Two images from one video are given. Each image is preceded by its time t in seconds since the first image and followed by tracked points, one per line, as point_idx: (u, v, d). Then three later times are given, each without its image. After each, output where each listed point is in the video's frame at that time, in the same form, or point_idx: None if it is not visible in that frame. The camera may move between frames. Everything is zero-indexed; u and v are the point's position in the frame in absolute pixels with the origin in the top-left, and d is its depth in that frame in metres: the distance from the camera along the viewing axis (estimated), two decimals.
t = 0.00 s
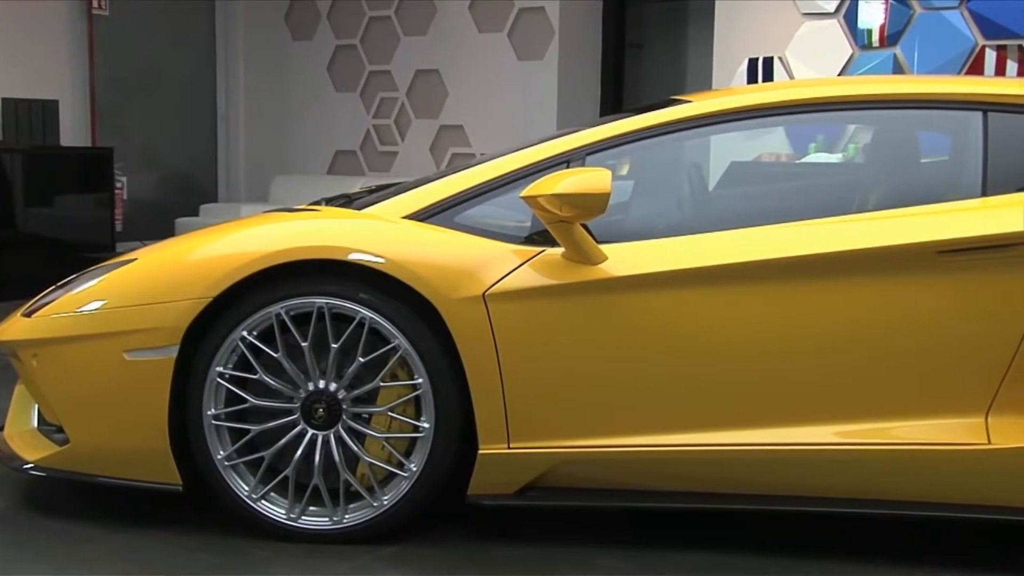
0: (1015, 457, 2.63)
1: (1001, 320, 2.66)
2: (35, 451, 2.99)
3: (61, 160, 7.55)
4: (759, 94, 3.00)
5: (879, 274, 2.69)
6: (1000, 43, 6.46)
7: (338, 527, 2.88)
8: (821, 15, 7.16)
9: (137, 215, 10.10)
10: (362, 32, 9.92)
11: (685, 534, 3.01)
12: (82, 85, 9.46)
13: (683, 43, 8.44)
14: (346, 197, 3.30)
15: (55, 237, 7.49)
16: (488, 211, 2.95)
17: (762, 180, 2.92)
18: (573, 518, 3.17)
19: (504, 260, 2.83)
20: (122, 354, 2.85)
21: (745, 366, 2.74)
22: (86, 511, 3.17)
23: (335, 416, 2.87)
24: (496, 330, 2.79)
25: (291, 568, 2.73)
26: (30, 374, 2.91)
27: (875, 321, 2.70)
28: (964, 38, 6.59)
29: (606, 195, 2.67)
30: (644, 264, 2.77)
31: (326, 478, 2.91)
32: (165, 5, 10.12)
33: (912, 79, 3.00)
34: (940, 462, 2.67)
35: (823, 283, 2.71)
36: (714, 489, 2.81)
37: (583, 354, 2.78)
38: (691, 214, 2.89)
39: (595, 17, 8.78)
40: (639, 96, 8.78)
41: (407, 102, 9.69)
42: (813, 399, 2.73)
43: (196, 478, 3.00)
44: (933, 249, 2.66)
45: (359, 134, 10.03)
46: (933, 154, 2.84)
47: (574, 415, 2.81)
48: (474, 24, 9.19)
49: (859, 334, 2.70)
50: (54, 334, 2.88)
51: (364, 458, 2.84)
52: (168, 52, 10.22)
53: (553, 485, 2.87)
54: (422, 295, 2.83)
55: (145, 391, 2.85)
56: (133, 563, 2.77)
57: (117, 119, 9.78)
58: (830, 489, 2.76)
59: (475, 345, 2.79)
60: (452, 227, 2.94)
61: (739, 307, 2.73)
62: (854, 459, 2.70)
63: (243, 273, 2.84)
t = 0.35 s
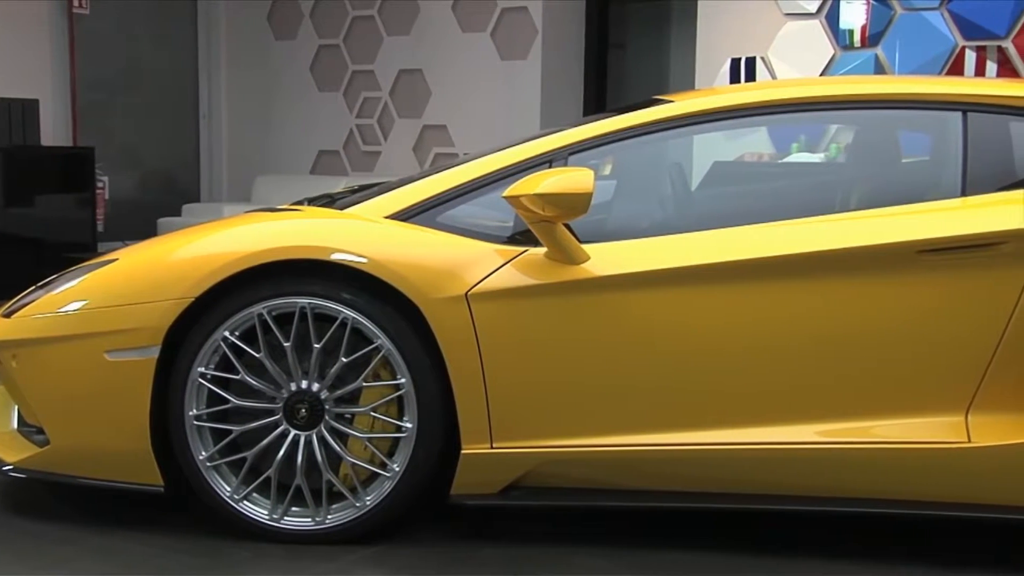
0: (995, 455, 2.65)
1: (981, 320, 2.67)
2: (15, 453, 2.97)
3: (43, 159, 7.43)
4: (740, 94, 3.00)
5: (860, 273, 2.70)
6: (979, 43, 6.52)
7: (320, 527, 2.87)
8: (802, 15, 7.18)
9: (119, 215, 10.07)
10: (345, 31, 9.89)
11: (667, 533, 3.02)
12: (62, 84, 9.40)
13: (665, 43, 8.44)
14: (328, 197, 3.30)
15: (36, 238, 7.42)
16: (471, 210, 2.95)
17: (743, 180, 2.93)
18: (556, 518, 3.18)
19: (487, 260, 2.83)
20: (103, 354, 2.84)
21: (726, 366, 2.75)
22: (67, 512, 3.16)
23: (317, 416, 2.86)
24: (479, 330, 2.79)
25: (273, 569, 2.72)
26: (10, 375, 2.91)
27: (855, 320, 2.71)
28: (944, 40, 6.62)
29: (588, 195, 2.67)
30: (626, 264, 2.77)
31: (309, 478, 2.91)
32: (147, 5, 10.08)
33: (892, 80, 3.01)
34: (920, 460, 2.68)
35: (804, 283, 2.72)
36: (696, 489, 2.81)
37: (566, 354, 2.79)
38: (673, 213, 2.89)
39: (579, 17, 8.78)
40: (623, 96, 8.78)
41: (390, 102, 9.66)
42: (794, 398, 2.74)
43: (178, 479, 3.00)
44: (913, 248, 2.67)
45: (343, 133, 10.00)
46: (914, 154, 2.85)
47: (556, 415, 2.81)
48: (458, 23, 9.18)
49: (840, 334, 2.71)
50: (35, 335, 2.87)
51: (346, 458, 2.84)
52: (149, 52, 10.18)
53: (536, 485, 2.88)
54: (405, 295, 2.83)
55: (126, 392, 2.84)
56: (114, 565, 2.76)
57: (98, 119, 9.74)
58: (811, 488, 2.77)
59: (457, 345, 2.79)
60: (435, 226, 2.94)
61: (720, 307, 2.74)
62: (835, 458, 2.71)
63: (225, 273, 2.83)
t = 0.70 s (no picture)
0: (972, 453, 2.66)
1: (958, 319, 2.69)
2: None
3: (23, 159, 7.37)
4: (719, 94, 3.01)
5: (839, 272, 2.71)
6: (956, 44, 6.55)
7: (300, 528, 2.87)
8: (782, 15, 7.18)
9: (97, 215, 10.05)
10: (326, 30, 9.86)
11: (647, 532, 3.02)
12: (40, 83, 9.36)
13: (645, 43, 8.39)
14: (309, 197, 3.28)
15: (15, 237, 7.37)
16: (452, 210, 2.95)
17: (724, 180, 2.94)
18: (538, 517, 3.18)
19: (467, 260, 2.83)
20: (81, 355, 2.83)
21: (705, 365, 2.76)
22: (46, 513, 3.15)
23: (297, 417, 2.86)
24: (459, 330, 2.79)
25: (252, 569, 2.72)
26: None
27: (834, 319, 2.72)
28: (922, 41, 6.65)
29: (568, 194, 2.68)
30: (606, 264, 2.78)
31: (289, 479, 2.90)
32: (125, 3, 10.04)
33: (870, 80, 3.03)
34: (898, 459, 2.69)
35: (783, 282, 2.73)
36: (676, 488, 2.82)
37: (546, 353, 2.79)
38: (653, 213, 2.90)
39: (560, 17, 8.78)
40: (604, 95, 8.78)
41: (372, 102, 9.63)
42: (773, 397, 2.75)
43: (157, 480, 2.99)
44: (892, 248, 2.69)
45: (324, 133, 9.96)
46: (892, 154, 2.87)
47: (537, 415, 2.81)
48: (439, 23, 9.16)
49: (819, 333, 2.72)
50: (13, 336, 2.86)
51: (327, 458, 2.84)
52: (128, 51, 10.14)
53: (516, 484, 2.88)
54: (385, 295, 2.82)
55: (104, 392, 2.83)
56: (91, 566, 2.75)
57: (75, 118, 9.71)
58: (790, 486, 2.78)
59: (437, 345, 2.79)
60: (415, 226, 2.93)
61: (700, 306, 2.75)
62: (814, 457, 2.72)
63: (204, 274, 2.82)
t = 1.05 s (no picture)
0: (951, 451, 2.67)
1: (937, 318, 2.70)
2: None
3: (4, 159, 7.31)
4: (699, 94, 3.03)
5: (818, 271, 2.72)
6: (935, 44, 6.57)
7: (281, 528, 2.86)
8: (762, 15, 7.18)
9: (77, 215, 10.05)
10: (307, 30, 9.81)
11: (628, 531, 3.03)
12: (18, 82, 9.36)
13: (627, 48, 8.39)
14: (289, 196, 3.27)
15: None
16: (432, 210, 2.95)
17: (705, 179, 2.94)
18: (520, 517, 3.18)
19: (448, 259, 2.83)
20: (60, 356, 2.82)
21: (686, 365, 2.77)
22: (26, 515, 3.13)
23: (278, 417, 2.85)
24: (440, 329, 2.79)
25: (232, 570, 2.71)
26: None
27: (813, 318, 2.73)
28: (901, 41, 6.67)
29: (548, 194, 2.69)
30: (586, 264, 2.78)
31: (269, 479, 2.90)
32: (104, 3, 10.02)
33: (849, 80, 3.04)
34: (877, 457, 2.70)
35: (762, 281, 2.73)
36: (656, 487, 2.82)
37: (526, 353, 2.79)
38: (634, 213, 2.90)
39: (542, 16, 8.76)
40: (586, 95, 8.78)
41: (353, 100, 9.56)
42: (753, 396, 2.76)
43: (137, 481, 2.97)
44: (870, 247, 2.70)
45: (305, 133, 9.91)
46: (873, 154, 2.88)
47: (518, 414, 2.81)
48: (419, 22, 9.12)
49: (798, 331, 2.73)
50: None
51: (307, 458, 2.83)
52: (107, 50, 10.11)
53: (497, 484, 2.88)
54: (366, 295, 2.82)
55: (83, 393, 2.81)
56: (70, 568, 2.74)
57: (52, 118, 9.69)
58: (771, 485, 2.78)
59: (418, 344, 2.79)
60: (396, 226, 2.93)
61: (680, 306, 2.75)
62: (794, 455, 2.73)
63: (182, 274, 2.81)
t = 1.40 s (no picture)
0: (926, 447, 2.69)
1: (912, 316, 2.71)
2: None
3: None
4: (676, 92, 3.04)
5: (795, 270, 2.73)
6: (910, 44, 6.61)
7: (258, 528, 2.86)
8: (739, 15, 7.19)
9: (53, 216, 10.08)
10: (284, 28, 9.71)
11: (607, 529, 3.04)
12: None
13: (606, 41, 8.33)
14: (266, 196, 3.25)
15: None
16: (410, 209, 2.94)
17: (683, 178, 2.93)
18: (498, 516, 3.17)
19: (425, 258, 2.83)
20: (33, 356, 2.80)
21: (663, 363, 2.77)
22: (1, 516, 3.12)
23: (254, 416, 2.84)
24: (417, 328, 2.79)
25: (209, 570, 2.70)
26: None
27: (790, 316, 2.74)
28: (876, 41, 6.70)
29: (527, 192, 2.69)
30: (564, 262, 2.78)
31: (246, 479, 2.89)
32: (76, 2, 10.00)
33: (825, 79, 3.04)
34: (853, 454, 2.72)
35: (738, 280, 2.74)
36: (634, 485, 2.83)
37: (503, 351, 2.79)
38: (612, 211, 2.90)
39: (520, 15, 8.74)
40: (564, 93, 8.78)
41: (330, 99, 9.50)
42: (731, 395, 2.77)
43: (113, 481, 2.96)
44: (847, 245, 2.71)
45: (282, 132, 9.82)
46: (849, 153, 2.88)
47: (495, 413, 2.81)
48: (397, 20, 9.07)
49: (774, 330, 2.74)
50: None
51: (284, 458, 2.83)
52: (82, 49, 10.10)
53: (475, 483, 2.88)
54: (343, 294, 2.82)
55: (58, 394, 2.80)
56: (45, 569, 2.73)
57: (25, 117, 9.70)
58: (748, 483, 2.79)
59: (395, 343, 2.79)
60: (373, 225, 2.93)
61: (657, 304, 2.76)
62: (771, 453, 2.74)
63: (157, 273, 2.80)
